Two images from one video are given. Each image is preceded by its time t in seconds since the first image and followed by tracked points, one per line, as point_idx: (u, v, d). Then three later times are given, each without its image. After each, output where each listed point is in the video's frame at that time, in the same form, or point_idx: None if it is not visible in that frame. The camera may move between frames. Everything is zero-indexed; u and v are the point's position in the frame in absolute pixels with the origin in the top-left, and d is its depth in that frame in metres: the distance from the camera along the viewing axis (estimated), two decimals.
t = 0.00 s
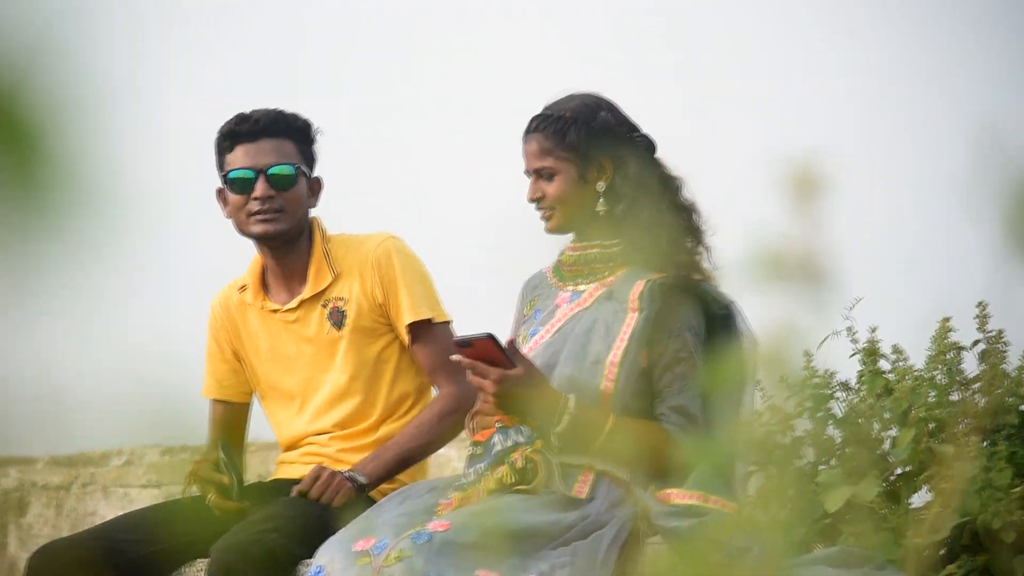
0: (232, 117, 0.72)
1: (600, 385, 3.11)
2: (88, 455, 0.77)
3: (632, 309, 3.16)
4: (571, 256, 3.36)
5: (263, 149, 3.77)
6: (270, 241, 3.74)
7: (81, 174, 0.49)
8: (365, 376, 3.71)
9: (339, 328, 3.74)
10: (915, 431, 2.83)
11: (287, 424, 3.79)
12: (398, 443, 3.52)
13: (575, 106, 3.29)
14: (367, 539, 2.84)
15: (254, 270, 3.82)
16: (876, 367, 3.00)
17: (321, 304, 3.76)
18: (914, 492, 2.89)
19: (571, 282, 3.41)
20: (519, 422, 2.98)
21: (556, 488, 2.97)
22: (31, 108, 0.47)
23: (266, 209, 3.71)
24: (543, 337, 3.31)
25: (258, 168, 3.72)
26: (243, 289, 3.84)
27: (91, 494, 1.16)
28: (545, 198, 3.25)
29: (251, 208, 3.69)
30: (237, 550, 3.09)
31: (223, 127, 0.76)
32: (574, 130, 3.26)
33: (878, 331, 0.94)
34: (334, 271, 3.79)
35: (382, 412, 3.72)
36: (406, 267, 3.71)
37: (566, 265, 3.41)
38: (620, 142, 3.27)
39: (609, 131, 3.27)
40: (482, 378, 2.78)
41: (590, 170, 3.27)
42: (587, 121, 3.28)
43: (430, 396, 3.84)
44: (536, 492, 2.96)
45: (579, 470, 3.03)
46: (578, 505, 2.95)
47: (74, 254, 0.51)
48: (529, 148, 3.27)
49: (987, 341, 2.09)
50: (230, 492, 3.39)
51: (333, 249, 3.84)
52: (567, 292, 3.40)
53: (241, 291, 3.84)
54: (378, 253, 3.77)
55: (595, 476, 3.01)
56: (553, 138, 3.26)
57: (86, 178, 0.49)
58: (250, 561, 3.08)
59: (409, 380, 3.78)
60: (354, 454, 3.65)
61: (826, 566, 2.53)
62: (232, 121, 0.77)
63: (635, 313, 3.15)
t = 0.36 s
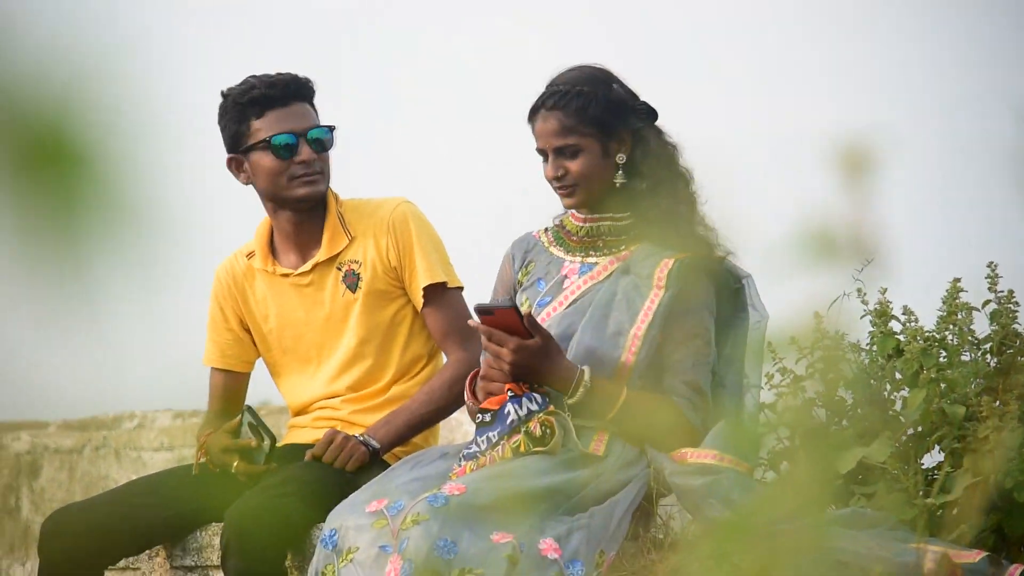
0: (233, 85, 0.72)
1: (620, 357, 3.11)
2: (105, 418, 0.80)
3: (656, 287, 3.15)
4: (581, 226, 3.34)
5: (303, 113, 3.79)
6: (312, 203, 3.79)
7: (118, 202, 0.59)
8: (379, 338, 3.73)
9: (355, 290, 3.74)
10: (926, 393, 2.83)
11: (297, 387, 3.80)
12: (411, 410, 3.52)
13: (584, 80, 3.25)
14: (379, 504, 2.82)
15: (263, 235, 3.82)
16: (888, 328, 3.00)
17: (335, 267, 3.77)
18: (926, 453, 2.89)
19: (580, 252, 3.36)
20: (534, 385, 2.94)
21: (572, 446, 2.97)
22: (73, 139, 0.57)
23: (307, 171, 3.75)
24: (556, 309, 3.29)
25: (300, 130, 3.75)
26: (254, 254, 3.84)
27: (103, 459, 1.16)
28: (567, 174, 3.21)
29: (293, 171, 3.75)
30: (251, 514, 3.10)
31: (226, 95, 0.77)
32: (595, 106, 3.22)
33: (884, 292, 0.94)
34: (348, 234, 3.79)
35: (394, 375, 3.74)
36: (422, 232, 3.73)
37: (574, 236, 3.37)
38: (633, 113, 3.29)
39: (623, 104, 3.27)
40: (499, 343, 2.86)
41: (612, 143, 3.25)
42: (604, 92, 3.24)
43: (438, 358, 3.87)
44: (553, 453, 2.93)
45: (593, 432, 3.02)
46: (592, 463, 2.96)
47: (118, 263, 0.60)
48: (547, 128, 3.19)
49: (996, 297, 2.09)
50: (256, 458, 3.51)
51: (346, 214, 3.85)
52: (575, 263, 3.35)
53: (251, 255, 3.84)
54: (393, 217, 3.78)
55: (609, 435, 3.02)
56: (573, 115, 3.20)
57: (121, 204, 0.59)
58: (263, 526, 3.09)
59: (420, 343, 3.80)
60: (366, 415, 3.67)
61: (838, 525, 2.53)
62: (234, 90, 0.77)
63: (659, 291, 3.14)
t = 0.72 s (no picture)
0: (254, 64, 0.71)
1: (607, 354, 3.11)
2: (100, 410, 0.79)
3: (645, 281, 3.15)
4: (581, 222, 3.36)
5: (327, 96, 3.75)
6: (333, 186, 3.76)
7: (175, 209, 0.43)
8: (380, 327, 3.73)
9: (357, 278, 3.75)
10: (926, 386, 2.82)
11: (295, 374, 3.79)
12: (410, 400, 3.52)
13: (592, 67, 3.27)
14: (380, 497, 2.83)
15: (266, 220, 3.80)
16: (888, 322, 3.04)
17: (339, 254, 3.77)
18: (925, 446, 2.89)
19: (579, 248, 3.39)
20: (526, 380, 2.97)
21: (571, 440, 2.96)
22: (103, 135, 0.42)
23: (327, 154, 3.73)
24: (553, 303, 3.31)
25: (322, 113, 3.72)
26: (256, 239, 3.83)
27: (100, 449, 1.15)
28: (562, 159, 3.22)
29: (314, 154, 3.73)
30: (250, 505, 3.10)
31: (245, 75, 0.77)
32: (594, 94, 3.23)
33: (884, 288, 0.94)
34: (353, 222, 3.80)
35: (394, 364, 3.74)
36: (428, 222, 3.74)
37: (575, 231, 3.41)
38: (636, 107, 3.30)
39: (627, 96, 3.28)
40: (489, 338, 2.87)
41: (608, 132, 3.27)
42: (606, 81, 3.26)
43: (437, 350, 3.88)
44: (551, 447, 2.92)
45: (590, 427, 3.03)
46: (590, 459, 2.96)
47: (180, 282, 0.46)
48: (546, 110, 3.21)
49: (997, 291, 2.09)
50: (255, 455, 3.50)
51: (351, 202, 3.86)
52: (575, 258, 3.38)
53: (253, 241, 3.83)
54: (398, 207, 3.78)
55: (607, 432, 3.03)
56: (572, 99, 3.22)
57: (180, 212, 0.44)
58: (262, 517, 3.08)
59: (421, 334, 3.81)
60: (365, 405, 3.67)
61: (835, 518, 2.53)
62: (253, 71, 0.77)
63: (648, 284, 3.14)
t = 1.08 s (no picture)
0: (260, 62, 0.72)
1: (616, 348, 3.11)
2: (92, 412, 0.79)
3: (655, 274, 3.14)
4: (584, 212, 3.36)
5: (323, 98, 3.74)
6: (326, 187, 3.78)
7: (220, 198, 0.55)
8: (377, 330, 3.74)
9: (354, 282, 3.75)
10: (920, 388, 2.84)
11: (295, 375, 3.81)
12: (405, 402, 3.52)
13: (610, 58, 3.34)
14: (374, 498, 2.83)
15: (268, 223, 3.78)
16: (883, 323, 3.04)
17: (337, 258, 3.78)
18: (920, 448, 2.90)
19: (581, 239, 3.38)
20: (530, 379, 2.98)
21: (564, 446, 2.96)
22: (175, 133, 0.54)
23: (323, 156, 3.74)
24: (556, 295, 3.29)
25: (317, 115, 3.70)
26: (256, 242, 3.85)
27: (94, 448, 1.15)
28: (552, 136, 3.29)
29: (311, 157, 3.72)
30: (245, 505, 3.10)
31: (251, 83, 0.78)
32: (594, 79, 3.29)
33: (874, 291, 0.94)
34: (352, 224, 3.81)
35: (392, 368, 3.74)
36: (424, 225, 3.73)
37: (576, 222, 3.40)
38: (638, 104, 3.33)
39: (632, 90, 3.32)
40: (499, 333, 2.86)
41: (600, 119, 3.29)
42: (610, 71, 3.30)
43: (437, 353, 3.87)
44: (545, 450, 2.93)
45: (586, 428, 3.04)
46: (584, 463, 2.96)
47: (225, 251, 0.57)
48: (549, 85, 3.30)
49: (990, 296, 2.09)
50: (249, 454, 3.53)
51: (350, 204, 3.86)
52: (577, 249, 3.37)
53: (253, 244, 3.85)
54: (396, 209, 3.78)
55: (603, 433, 3.03)
56: (573, 80, 3.30)
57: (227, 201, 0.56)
58: (257, 517, 3.09)
59: (418, 336, 3.80)
60: (359, 407, 3.67)
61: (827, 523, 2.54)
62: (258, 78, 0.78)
63: (658, 278, 3.13)
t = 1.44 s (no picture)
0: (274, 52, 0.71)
1: (614, 332, 3.08)
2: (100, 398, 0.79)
3: (651, 256, 3.13)
4: (584, 196, 3.36)
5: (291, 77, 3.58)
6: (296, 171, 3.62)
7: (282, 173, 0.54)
8: (380, 320, 3.74)
9: (358, 272, 3.75)
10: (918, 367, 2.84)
11: (294, 361, 3.80)
12: (406, 389, 3.53)
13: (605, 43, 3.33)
14: (374, 478, 2.83)
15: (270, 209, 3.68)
16: (880, 303, 3.06)
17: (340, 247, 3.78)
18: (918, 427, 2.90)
19: (583, 222, 3.38)
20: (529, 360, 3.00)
21: (564, 425, 2.97)
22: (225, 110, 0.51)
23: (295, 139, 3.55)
24: (556, 278, 3.29)
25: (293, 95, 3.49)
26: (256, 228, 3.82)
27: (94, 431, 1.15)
28: (553, 126, 3.30)
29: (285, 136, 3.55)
30: (245, 486, 3.11)
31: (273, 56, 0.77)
32: (589, 66, 3.29)
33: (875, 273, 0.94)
34: (355, 214, 3.80)
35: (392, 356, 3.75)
36: (430, 218, 3.74)
37: (578, 205, 3.40)
38: (636, 87, 3.32)
39: (628, 73, 3.32)
40: (500, 323, 2.89)
41: (599, 104, 3.31)
42: (603, 57, 3.31)
43: (436, 340, 3.88)
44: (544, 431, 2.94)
45: (586, 409, 3.04)
46: (584, 443, 2.96)
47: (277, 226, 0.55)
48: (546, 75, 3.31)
49: (988, 275, 2.09)
50: (248, 437, 3.52)
51: (353, 191, 3.86)
52: (579, 232, 3.37)
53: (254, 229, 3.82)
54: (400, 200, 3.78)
55: (602, 414, 3.03)
56: (570, 68, 3.30)
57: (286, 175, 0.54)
58: (256, 497, 3.10)
59: (419, 325, 3.81)
60: (359, 393, 3.67)
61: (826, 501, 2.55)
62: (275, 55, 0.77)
63: (654, 260, 3.12)
